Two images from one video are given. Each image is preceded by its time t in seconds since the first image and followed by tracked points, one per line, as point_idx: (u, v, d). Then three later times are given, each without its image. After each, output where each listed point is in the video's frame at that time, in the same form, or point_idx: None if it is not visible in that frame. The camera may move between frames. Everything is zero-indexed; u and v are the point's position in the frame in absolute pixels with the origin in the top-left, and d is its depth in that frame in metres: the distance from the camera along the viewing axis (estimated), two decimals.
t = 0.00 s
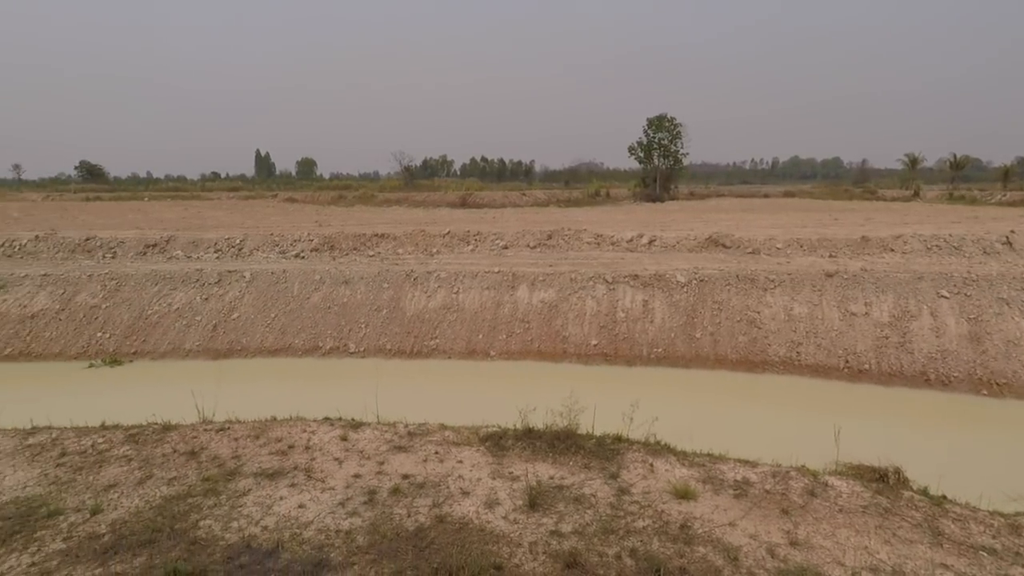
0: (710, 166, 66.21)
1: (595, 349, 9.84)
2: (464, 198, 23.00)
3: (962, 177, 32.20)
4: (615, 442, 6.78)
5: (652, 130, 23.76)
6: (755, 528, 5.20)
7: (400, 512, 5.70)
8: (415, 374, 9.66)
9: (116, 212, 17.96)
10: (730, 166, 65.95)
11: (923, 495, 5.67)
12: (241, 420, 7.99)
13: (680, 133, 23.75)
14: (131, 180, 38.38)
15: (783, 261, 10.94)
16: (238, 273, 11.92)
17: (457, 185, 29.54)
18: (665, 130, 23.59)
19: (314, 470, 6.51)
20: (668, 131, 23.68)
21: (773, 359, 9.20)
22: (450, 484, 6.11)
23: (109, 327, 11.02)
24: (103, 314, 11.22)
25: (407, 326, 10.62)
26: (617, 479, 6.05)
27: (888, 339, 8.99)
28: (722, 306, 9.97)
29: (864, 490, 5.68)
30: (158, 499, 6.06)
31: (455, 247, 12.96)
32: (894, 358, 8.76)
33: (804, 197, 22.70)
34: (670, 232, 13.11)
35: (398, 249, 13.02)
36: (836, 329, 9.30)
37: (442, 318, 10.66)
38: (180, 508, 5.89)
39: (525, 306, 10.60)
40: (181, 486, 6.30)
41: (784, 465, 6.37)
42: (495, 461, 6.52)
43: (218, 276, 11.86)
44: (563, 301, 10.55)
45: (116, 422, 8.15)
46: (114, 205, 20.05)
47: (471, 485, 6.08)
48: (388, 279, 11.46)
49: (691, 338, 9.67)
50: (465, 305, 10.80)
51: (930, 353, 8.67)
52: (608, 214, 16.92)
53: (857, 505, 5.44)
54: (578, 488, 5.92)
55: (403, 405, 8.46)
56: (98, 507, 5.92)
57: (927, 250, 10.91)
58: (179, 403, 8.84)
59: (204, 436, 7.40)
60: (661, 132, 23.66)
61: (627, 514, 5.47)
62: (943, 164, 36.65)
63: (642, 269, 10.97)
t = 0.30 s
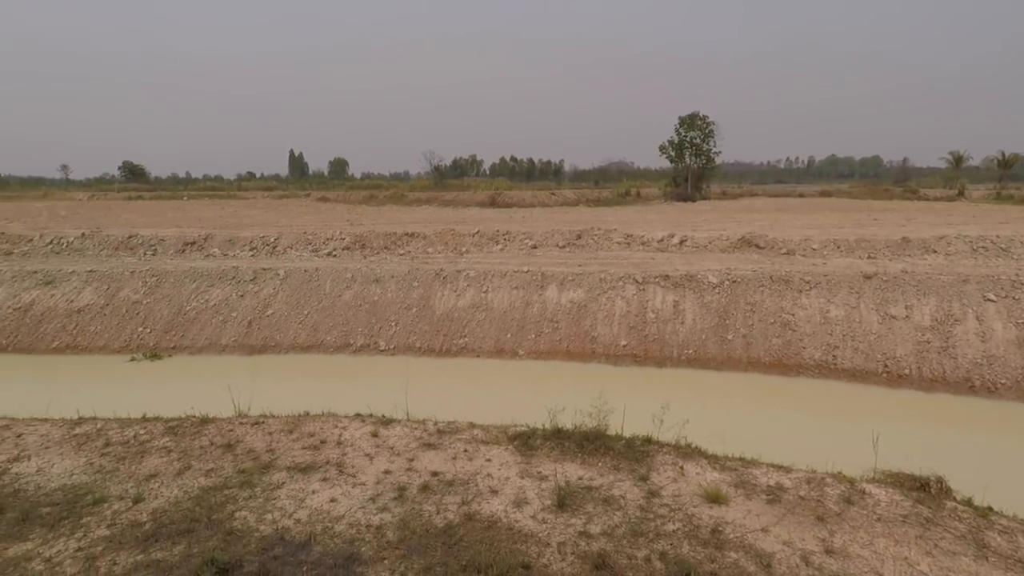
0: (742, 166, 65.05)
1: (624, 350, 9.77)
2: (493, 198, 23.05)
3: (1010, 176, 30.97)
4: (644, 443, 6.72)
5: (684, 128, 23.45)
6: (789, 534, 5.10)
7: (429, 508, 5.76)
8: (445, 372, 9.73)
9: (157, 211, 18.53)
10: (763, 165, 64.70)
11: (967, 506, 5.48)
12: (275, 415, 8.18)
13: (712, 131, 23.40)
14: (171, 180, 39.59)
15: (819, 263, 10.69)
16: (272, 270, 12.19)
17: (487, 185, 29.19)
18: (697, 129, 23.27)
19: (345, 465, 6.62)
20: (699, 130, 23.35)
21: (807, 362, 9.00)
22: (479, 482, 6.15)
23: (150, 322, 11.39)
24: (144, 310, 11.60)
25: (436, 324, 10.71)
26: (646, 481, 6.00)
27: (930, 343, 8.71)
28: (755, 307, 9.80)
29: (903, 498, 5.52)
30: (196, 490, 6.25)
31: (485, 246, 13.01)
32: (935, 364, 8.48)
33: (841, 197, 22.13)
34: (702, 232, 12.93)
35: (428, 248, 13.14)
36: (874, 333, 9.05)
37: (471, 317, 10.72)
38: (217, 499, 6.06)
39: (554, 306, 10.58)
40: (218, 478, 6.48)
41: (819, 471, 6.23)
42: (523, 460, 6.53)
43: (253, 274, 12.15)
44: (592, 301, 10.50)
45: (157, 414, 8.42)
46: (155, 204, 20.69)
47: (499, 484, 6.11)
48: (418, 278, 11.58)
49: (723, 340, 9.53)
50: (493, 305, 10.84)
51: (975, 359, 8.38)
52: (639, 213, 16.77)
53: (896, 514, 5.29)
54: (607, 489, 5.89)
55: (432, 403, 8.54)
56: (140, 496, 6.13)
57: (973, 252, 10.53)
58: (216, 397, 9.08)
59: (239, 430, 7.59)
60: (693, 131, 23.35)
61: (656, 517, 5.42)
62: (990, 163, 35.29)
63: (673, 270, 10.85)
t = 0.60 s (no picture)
0: (775, 164, 63.76)
1: (653, 350, 9.67)
2: (521, 197, 23.05)
3: None
4: (674, 446, 6.65)
5: (716, 127, 23.10)
6: (824, 542, 4.99)
7: (458, 506, 5.80)
8: (473, 371, 9.79)
9: (194, 210, 19.07)
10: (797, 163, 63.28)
11: (1013, 518, 5.28)
12: (307, 410, 8.34)
13: (745, 129, 22.99)
14: (209, 181, 40.66)
15: (857, 264, 10.42)
16: (305, 268, 12.43)
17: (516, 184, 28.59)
18: (730, 127, 22.89)
19: (375, 461, 6.71)
20: (732, 128, 22.96)
21: (843, 366, 8.77)
22: (507, 481, 6.17)
23: (188, 318, 11.73)
24: (182, 306, 11.95)
25: (465, 323, 10.77)
26: (676, 484, 5.93)
27: (974, 348, 8.41)
28: (789, 309, 9.60)
29: (945, 509, 5.34)
30: (232, 483, 6.42)
31: (513, 246, 13.03)
32: (980, 369, 8.18)
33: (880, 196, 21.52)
34: (734, 232, 12.72)
35: (457, 247, 13.22)
36: (915, 336, 8.78)
37: (500, 316, 10.75)
38: (252, 492, 6.21)
39: (583, 306, 10.54)
40: (253, 471, 6.64)
41: (855, 478, 6.08)
42: (551, 460, 6.52)
43: (286, 272, 12.40)
44: (621, 302, 10.43)
45: (195, 408, 8.67)
46: (193, 203, 21.29)
47: (528, 483, 6.12)
48: (447, 277, 11.66)
49: (755, 342, 9.35)
50: (522, 304, 10.85)
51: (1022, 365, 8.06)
52: (669, 213, 16.57)
53: (938, 525, 5.12)
54: (636, 491, 5.85)
55: (461, 402, 8.59)
56: (179, 487, 6.32)
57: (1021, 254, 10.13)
58: (251, 392, 9.30)
59: (273, 425, 7.76)
60: (726, 129, 22.98)
61: (686, 521, 5.36)
62: None
63: (704, 270, 10.70)
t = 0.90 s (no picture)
0: (809, 164, 62.31)
1: (682, 353, 9.55)
2: (550, 197, 22.99)
3: None
4: (704, 450, 6.55)
5: (750, 126, 22.69)
6: (860, 552, 4.86)
7: (485, 505, 5.82)
8: (501, 371, 9.81)
9: (230, 209, 19.55)
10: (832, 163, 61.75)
11: None
12: (337, 407, 8.47)
13: (780, 128, 22.54)
14: (243, 181, 41.55)
15: (895, 267, 10.13)
16: (336, 267, 12.63)
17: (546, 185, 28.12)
18: (763, 126, 22.46)
19: (403, 458, 6.78)
20: (766, 127, 22.52)
21: (880, 371, 8.53)
22: (534, 482, 6.17)
23: (223, 314, 12.02)
24: (218, 303, 12.26)
25: (492, 323, 10.80)
26: (705, 489, 5.85)
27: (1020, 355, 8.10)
28: (823, 313, 9.37)
29: (989, 522, 5.15)
30: (264, 476, 6.56)
31: (541, 246, 13.02)
32: None
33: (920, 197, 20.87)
34: (767, 233, 12.48)
35: (485, 247, 13.27)
36: (957, 342, 8.49)
37: (527, 316, 10.75)
38: (283, 485, 6.34)
39: (611, 307, 10.47)
40: (284, 465, 6.78)
41: (893, 487, 5.90)
42: (579, 462, 6.50)
43: (318, 270, 12.62)
44: (650, 303, 10.33)
45: (229, 402, 8.89)
46: (228, 202, 21.82)
47: (555, 484, 6.11)
48: (475, 276, 11.72)
49: (788, 346, 9.16)
50: (549, 304, 10.83)
51: None
52: (700, 214, 16.34)
53: (981, 538, 4.94)
54: (664, 495, 5.79)
55: (489, 401, 8.62)
56: (213, 479, 6.49)
57: None
58: (283, 388, 9.50)
59: (304, 420, 7.90)
60: (760, 128, 22.56)
61: (715, 526, 5.28)
62: None
63: (735, 272, 10.53)
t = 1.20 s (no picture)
0: (845, 164, 60.83)
1: (712, 355, 9.42)
2: (577, 197, 22.89)
3: None
4: (734, 455, 6.45)
5: (783, 125, 22.22)
6: (896, 564, 4.73)
7: (511, 505, 5.83)
8: (528, 372, 9.80)
9: (262, 208, 19.97)
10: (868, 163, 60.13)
11: None
12: (366, 404, 8.58)
13: (814, 127, 22.02)
14: (276, 181, 42.35)
15: (936, 270, 9.82)
16: (365, 266, 12.79)
17: (574, 185, 28.03)
18: (797, 125, 21.98)
19: (430, 457, 6.84)
20: (800, 126, 22.04)
21: (919, 378, 8.28)
22: (561, 483, 6.15)
23: (255, 311, 12.29)
24: (251, 300, 12.54)
25: (519, 323, 10.81)
26: (735, 494, 5.76)
27: None
28: (859, 317, 9.14)
29: None
30: (294, 471, 6.69)
31: (569, 246, 12.98)
32: None
33: (962, 198, 20.17)
34: (800, 235, 12.22)
35: (512, 247, 13.28)
36: (1001, 349, 8.20)
37: (554, 316, 10.73)
38: (313, 480, 6.45)
39: (639, 308, 10.38)
40: (314, 460, 6.90)
41: (932, 498, 5.73)
42: (606, 464, 6.46)
43: (348, 268, 12.80)
44: (679, 305, 10.20)
45: (261, 397, 9.08)
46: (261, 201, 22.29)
47: (581, 485, 6.08)
48: (503, 276, 11.74)
49: (822, 350, 8.95)
50: (577, 305, 10.79)
51: None
52: (731, 214, 16.08)
53: None
54: (693, 500, 5.71)
55: (516, 401, 8.64)
56: (246, 473, 6.64)
57: None
58: (313, 384, 9.66)
59: (334, 417, 8.03)
60: (793, 127, 22.08)
61: (745, 533, 5.19)
62: None
63: (767, 274, 10.34)
